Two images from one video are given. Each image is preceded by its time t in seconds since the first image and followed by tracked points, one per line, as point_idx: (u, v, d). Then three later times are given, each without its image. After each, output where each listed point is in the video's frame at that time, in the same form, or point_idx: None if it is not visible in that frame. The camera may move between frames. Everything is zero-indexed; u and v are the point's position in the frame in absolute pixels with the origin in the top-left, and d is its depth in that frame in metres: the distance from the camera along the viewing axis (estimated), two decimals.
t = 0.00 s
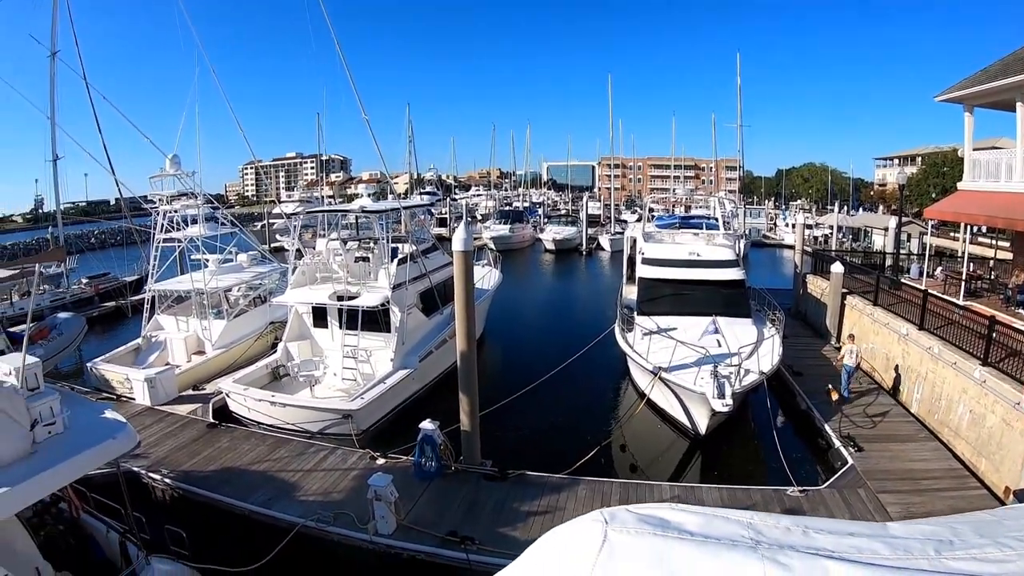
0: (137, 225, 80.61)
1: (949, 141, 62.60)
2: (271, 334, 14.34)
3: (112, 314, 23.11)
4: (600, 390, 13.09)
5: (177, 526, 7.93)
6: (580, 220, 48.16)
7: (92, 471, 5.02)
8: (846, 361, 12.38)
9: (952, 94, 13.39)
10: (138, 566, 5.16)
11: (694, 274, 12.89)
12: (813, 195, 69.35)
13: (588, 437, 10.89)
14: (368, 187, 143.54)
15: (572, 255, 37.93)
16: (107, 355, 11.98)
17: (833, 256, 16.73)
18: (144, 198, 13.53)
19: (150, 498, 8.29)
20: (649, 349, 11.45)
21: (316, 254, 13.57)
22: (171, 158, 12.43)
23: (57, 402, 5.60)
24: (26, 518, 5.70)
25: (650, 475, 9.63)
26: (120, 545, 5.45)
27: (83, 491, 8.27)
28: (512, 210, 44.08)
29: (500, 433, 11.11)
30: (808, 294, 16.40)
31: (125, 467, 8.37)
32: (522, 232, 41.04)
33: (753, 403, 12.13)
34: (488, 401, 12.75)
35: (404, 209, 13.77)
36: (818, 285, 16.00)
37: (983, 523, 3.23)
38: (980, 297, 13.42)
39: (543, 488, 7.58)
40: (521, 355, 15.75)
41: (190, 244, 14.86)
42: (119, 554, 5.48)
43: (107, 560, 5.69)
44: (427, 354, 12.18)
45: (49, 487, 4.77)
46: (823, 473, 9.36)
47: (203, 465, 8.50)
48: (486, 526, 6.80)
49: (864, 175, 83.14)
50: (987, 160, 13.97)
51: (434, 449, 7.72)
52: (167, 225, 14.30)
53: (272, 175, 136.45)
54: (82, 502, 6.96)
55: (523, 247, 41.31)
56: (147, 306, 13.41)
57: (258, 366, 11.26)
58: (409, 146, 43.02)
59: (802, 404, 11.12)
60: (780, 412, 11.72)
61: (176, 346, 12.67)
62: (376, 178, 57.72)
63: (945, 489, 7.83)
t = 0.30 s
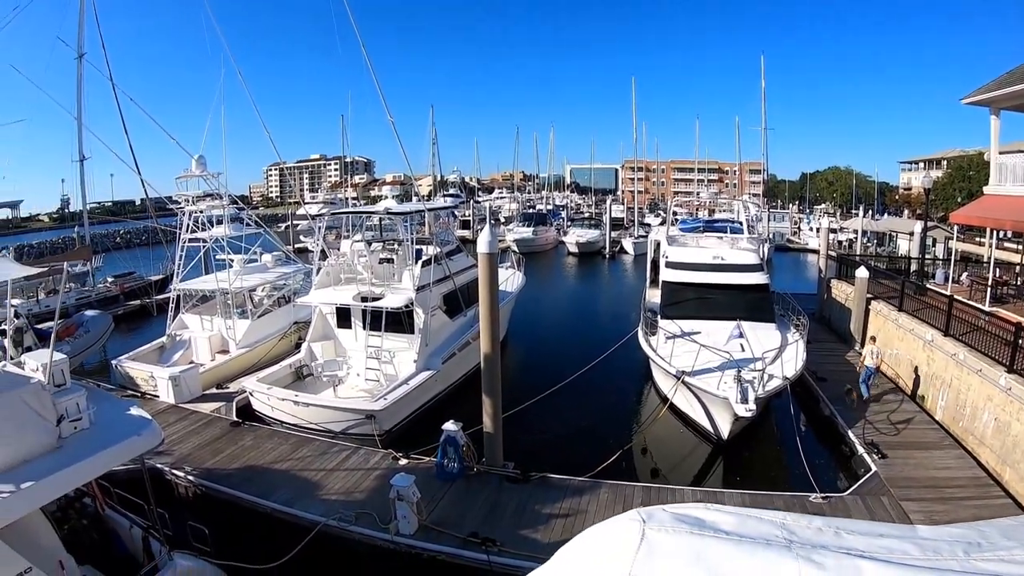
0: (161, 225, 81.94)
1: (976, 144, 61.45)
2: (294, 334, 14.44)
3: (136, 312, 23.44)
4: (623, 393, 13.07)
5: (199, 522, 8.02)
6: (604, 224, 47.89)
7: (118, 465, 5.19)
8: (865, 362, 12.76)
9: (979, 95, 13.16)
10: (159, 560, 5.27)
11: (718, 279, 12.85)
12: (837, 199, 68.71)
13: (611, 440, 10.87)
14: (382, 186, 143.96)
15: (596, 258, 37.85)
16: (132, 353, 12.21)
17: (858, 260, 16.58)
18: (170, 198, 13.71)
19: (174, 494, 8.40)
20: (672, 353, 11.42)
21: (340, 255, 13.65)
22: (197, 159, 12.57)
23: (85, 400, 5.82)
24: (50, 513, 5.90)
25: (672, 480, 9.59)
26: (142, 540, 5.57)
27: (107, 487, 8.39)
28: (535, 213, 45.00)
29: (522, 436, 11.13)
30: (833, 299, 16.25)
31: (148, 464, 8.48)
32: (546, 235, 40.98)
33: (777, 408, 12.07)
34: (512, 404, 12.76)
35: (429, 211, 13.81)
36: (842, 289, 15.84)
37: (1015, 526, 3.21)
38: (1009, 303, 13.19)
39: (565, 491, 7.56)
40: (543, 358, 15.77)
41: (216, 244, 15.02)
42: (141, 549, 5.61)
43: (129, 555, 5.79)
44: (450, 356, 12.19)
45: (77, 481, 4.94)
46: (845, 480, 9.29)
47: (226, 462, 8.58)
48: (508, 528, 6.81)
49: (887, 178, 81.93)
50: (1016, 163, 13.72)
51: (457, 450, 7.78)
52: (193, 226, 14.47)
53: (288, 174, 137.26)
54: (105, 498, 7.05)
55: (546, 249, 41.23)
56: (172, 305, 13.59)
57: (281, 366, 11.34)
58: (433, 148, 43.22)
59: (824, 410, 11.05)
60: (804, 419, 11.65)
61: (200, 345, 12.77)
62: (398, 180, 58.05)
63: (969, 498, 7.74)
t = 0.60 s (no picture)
0: (186, 227, 83.34)
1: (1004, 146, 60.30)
2: (319, 335, 14.54)
3: (163, 312, 23.78)
4: (645, 397, 13.06)
5: (222, 520, 8.11)
6: (628, 227, 47.56)
7: (144, 462, 5.27)
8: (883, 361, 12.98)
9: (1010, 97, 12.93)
10: (184, 556, 5.34)
11: (741, 282, 12.81)
12: (862, 202, 67.96)
13: (634, 444, 10.86)
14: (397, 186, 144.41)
15: (619, 261, 37.79)
16: (158, 352, 12.35)
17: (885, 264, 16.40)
18: (197, 200, 13.92)
19: (199, 492, 8.50)
20: (696, 357, 11.39)
21: (365, 257, 13.74)
22: (224, 161, 12.72)
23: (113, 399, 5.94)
24: (76, 508, 6.09)
25: (695, 485, 9.56)
26: (167, 536, 5.66)
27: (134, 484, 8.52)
28: (558, 215, 45.27)
29: (546, 439, 11.16)
30: (858, 303, 16.09)
31: (174, 462, 8.61)
32: (569, 238, 40.97)
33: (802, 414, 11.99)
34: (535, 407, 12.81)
35: (453, 214, 13.85)
36: (868, 293, 15.67)
37: None
38: None
39: (589, 494, 7.56)
40: (567, 361, 15.81)
41: (241, 245, 15.17)
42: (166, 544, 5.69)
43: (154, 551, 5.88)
44: (475, 358, 12.18)
45: (104, 477, 5.03)
46: (870, 487, 9.22)
47: (251, 461, 8.68)
48: (532, 530, 6.83)
49: (910, 180, 80.79)
50: None
51: (481, 452, 7.82)
52: (219, 227, 14.62)
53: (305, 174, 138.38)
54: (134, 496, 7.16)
55: (570, 252, 41.21)
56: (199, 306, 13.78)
57: (307, 366, 11.34)
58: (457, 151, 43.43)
59: (849, 415, 10.97)
60: (828, 424, 11.57)
61: (226, 344, 12.94)
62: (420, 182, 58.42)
63: (995, 506, 7.65)
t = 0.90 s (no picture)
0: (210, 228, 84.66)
1: None
2: (345, 336, 14.63)
3: (190, 313, 24.12)
4: (670, 400, 13.01)
5: (247, 518, 8.21)
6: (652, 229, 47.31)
7: (170, 462, 5.33)
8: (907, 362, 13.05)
9: None
10: (209, 554, 5.46)
11: (766, 285, 12.75)
12: (888, 203, 67.16)
13: (660, 448, 10.81)
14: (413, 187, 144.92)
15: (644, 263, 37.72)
16: (185, 352, 12.53)
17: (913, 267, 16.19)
18: (225, 202, 14.13)
19: (224, 491, 8.61)
20: (722, 360, 11.34)
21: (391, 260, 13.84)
22: (251, 164, 12.89)
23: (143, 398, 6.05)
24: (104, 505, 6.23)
25: (720, 488, 9.48)
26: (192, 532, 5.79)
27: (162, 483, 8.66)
28: (584, 218, 45.31)
29: (570, 441, 11.15)
30: (886, 306, 15.90)
31: (201, 461, 8.72)
32: (594, 240, 40.93)
33: (827, 418, 11.89)
34: (561, 409, 12.80)
35: (479, 216, 13.89)
36: (895, 296, 15.47)
37: None
38: None
39: (613, 496, 7.55)
40: (592, 363, 15.79)
41: (268, 247, 15.35)
42: (191, 540, 5.83)
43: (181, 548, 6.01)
44: (501, 360, 12.15)
45: (131, 475, 5.11)
46: (896, 492, 9.12)
47: (277, 461, 8.77)
48: (556, 532, 6.83)
49: (936, 181, 79.52)
50: None
51: (506, 454, 7.83)
52: (246, 229, 14.81)
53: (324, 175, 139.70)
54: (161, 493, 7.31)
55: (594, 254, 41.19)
56: (226, 307, 13.98)
57: (333, 367, 11.49)
58: (481, 154, 43.66)
59: (876, 420, 10.85)
60: (854, 429, 11.44)
61: (252, 345, 13.11)
62: (444, 185, 58.82)
63: None
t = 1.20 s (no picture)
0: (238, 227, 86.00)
1: None
2: (373, 336, 14.73)
3: (220, 312, 24.49)
4: (697, 402, 12.94)
5: (274, 515, 8.31)
6: (678, 229, 47.01)
7: (200, 458, 5.40)
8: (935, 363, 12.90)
9: None
10: (237, 549, 5.61)
11: (794, 287, 12.64)
12: (919, 205, 66.02)
13: (688, 450, 10.76)
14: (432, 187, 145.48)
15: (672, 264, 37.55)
16: (215, 351, 12.74)
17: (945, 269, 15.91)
18: (255, 203, 14.36)
19: (251, 488, 8.73)
20: (749, 362, 11.25)
21: (419, 260, 13.93)
22: (280, 165, 13.04)
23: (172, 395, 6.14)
24: (134, 501, 6.47)
25: (747, 491, 9.42)
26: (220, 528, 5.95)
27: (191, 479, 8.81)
28: (611, 219, 45.21)
29: (599, 443, 11.10)
30: (915, 309, 15.64)
31: (229, 457, 8.85)
32: (622, 241, 40.88)
33: (855, 421, 11.76)
34: (589, 411, 12.77)
35: (506, 217, 13.91)
36: (925, 299, 15.20)
37: None
38: None
39: (639, 498, 7.53)
40: (620, 364, 15.74)
41: (296, 247, 15.53)
42: (219, 536, 6.00)
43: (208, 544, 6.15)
44: (529, 361, 12.14)
45: (161, 471, 5.18)
46: (924, 497, 9.01)
47: (304, 459, 8.86)
48: (581, 533, 6.83)
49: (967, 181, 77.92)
50: None
51: (533, 454, 7.79)
52: (275, 229, 14.99)
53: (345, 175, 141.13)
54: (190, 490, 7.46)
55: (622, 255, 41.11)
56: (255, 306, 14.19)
57: (361, 367, 11.60)
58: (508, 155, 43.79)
59: (905, 423, 10.71)
60: (882, 432, 11.30)
61: (281, 344, 13.28)
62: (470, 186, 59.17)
63: None
